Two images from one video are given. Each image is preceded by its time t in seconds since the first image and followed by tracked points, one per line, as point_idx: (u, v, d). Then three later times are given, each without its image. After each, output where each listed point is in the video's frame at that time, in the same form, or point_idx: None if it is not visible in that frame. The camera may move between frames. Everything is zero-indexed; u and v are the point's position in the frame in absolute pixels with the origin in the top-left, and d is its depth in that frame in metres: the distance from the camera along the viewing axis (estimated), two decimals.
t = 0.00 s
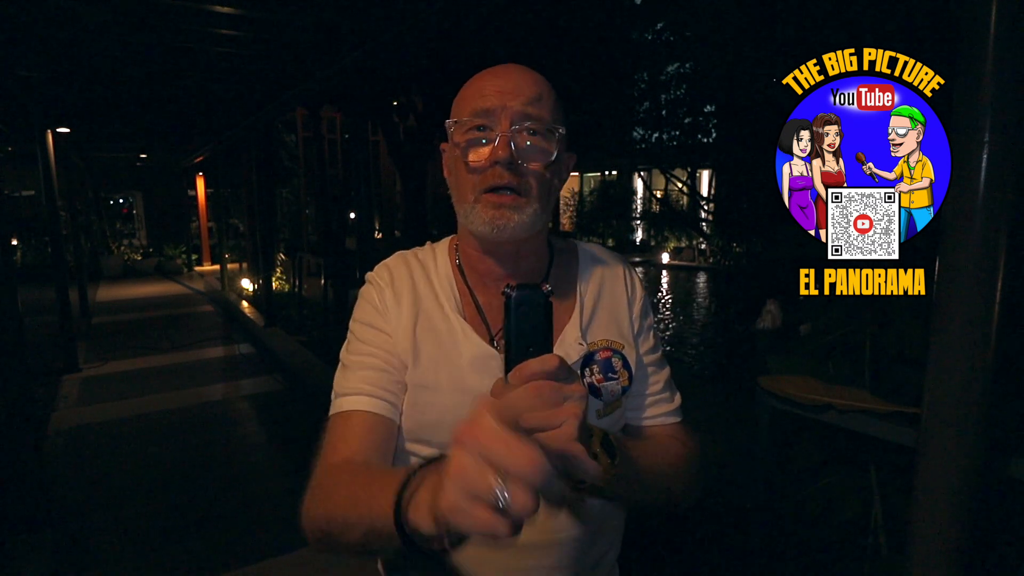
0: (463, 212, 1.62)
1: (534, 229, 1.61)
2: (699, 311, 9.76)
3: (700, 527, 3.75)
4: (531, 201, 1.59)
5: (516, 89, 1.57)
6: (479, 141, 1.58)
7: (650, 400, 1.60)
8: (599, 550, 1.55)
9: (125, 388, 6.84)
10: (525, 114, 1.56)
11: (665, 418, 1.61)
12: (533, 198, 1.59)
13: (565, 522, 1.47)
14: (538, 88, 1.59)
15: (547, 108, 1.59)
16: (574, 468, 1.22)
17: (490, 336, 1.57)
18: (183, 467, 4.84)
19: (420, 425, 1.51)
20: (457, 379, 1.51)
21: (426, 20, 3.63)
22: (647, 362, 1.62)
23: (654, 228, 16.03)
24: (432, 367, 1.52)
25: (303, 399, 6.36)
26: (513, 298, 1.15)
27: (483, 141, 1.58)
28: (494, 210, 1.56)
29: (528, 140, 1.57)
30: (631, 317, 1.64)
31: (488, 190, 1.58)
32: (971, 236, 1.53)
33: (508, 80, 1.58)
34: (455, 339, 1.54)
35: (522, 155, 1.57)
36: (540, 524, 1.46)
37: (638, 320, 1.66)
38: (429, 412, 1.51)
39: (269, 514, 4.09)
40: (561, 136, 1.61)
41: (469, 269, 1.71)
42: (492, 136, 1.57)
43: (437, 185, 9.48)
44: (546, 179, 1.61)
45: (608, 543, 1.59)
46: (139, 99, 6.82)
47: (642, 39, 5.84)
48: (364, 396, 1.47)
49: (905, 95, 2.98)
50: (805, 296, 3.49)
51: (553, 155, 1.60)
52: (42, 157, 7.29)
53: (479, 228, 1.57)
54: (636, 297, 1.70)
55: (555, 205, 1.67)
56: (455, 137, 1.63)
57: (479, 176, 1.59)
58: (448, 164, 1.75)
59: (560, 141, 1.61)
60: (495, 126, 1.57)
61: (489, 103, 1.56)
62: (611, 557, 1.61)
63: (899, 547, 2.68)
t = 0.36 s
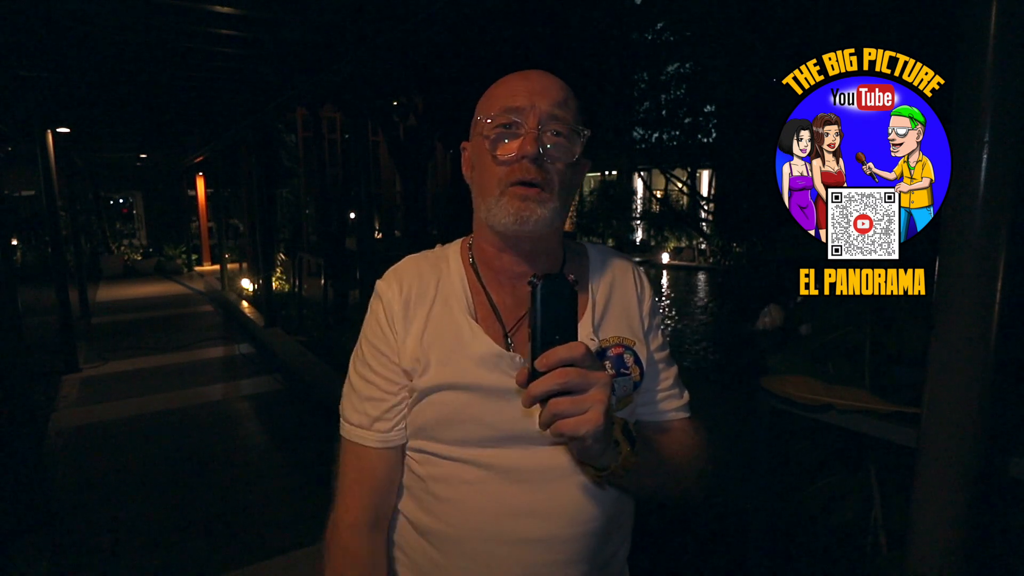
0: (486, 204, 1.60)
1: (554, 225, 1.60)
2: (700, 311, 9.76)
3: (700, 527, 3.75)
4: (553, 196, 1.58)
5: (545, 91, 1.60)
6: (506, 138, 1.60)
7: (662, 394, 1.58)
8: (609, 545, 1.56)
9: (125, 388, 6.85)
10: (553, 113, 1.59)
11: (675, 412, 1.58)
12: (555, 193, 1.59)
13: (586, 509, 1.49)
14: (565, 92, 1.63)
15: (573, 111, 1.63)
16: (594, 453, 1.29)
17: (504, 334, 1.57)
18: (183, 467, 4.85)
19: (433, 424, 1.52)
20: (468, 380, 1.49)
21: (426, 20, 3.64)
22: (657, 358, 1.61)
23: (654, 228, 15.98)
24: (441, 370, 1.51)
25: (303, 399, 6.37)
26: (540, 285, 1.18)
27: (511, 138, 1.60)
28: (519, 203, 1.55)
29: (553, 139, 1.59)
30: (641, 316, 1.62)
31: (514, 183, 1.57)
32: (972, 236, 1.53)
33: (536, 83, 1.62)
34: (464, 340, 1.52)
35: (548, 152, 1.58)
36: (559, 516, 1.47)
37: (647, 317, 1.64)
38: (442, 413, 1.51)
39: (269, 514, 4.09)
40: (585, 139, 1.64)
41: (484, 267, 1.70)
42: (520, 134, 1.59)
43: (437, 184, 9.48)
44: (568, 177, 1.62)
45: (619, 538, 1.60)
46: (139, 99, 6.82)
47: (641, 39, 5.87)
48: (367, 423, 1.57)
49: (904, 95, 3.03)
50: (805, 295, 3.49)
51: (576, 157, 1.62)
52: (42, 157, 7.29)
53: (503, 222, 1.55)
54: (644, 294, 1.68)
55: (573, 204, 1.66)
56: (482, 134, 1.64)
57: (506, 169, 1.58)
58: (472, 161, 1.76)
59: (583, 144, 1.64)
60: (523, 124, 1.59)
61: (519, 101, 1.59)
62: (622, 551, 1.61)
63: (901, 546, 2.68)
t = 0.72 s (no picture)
0: (481, 205, 1.60)
1: (552, 220, 1.58)
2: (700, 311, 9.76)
3: (700, 526, 3.75)
4: (551, 191, 1.55)
5: (529, 88, 1.60)
6: (496, 138, 1.61)
7: (664, 396, 1.58)
8: (615, 545, 1.54)
9: (125, 388, 6.85)
10: (539, 108, 1.58)
11: (680, 412, 1.58)
12: (553, 188, 1.56)
13: (587, 512, 1.47)
14: (550, 86, 1.63)
15: (561, 104, 1.62)
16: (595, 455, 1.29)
17: (502, 335, 1.56)
18: (183, 467, 4.85)
19: (432, 423, 1.53)
20: (467, 382, 1.49)
21: (426, 20, 3.64)
22: (661, 358, 1.59)
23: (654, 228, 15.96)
24: (439, 370, 1.52)
25: (304, 399, 6.36)
26: (539, 286, 1.18)
27: (500, 136, 1.60)
28: (513, 201, 1.54)
29: (542, 134, 1.58)
30: (645, 316, 1.61)
31: (506, 180, 1.55)
32: (971, 236, 1.53)
33: (522, 80, 1.62)
34: (460, 343, 1.52)
35: (538, 147, 1.57)
36: (560, 517, 1.46)
37: (651, 317, 1.63)
38: (440, 411, 1.52)
39: (269, 514, 4.09)
40: (576, 130, 1.61)
41: (483, 267, 1.70)
42: (508, 131, 1.59)
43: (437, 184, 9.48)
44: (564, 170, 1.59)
45: (624, 539, 1.57)
46: (139, 99, 6.82)
47: (641, 39, 5.84)
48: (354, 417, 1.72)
49: (904, 96, 3.04)
50: (804, 295, 3.48)
51: (568, 149, 1.60)
52: (42, 157, 7.30)
53: (499, 220, 1.54)
54: (648, 294, 1.67)
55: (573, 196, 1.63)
56: (472, 135, 1.65)
57: (497, 167, 1.58)
58: (463, 165, 1.76)
59: (574, 134, 1.61)
60: (510, 121, 1.59)
61: (503, 100, 1.60)
62: (627, 550, 1.59)
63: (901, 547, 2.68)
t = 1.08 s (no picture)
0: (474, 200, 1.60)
1: (544, 211, 1.57)
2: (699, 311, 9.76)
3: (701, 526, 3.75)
4: (541, 180, 1.55)
5: (517, 85, 1.63)
6: (487, 135, 1.62)
7: (661, 397, 1.57)
8: (612, 545, 1.53)
9: (125, 388, 6.85)
10: (527, 104, 1.60)
11: (679, 413, 1.58)
12: (542, 177, 1.56)
13: (574, 512, 1.46)
14: (538, 85, 1.64)
15: (549, 100, 1.63)
16: (575, 453, 1.28)
17: (500, 331, 1.56)
18: (183, 467, 4.84)
19: (432, 420, 1.53)
20: (467, 377, 1.50)
21: (426, 19, 3.63)
22: (659, 358, 1.59)
23: (654, 228, 15.96)
24: (440, 367, 1.53)
25: (304, 399, 6.36)
26: (519, 287, 1.19)
27: (492, 133, 1.61)
28: (504, 190, 1.53)
29: (532, 129, 1.59)
30: (644, 315, 1.61)
31: (498, 172, 1.56)
32: (970, 237, 1.53)
33: (511, 81, 1.65)
34: (462, 340, 1.53)
35: (528, 140, 1.58)
36: (553, 516, 1.45)
37: (651, 315, 1.63)
38: (440, 408, 1.52)
39: (269, 514, 4.08)
40: (564, 123, 1.63)
41: (483, 265, 1.70)
42: (498, 127, 1.61)
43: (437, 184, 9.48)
44: (555, 161, 1.59)
45: (621, 539, 1.56)
46: (139, 99, 6.82)
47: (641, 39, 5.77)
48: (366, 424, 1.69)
49: (904, 95, 3.05)
50: (804, 295, 3.48)
51: (558, 142, 1.61)
52: (42, 156, 7.28)
53: (491, 210, 1.53)
54: (649, 292, 1.67)
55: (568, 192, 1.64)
56: (465, 135, 1.67)
57: (488, 162, 1.59)
58: (459, 168, 1.77)
59: (563, 127, 1.63)
60: (501, 116, 1.61)
61: (494, 98, 1.62)
62: (624, 552, 1.58)
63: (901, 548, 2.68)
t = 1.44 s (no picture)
0: (483, 201, 1.60)
1: (553, 211, 1.58)
2: (699, 311, 9.76)
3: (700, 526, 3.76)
4: (551, 181, 1.56)
5: (524, 86, 1.63)
6: (494, 136, 1.62)
7: (666, 396, 1.58)
8: (616, 544, 1.55)
9: (125, 388, 6.85)
10: (535, 105, 1.60)
11: (680, 413, 1.58)
12: (552, 178, 1.56)
13: (584, 508, 1.47)
14: (546, 85, 1.65)
15: (557, 100, 1.63)
16: (591, 451, 1.27)
17: (509, 330, 1.56)
18: (183, 467, 4.84)
19: (440, 421, 1.52)
20: (477, 376, 1.49)
21: (426, 20, 3.64)
22: (663, 359, 1.60)
23: (654, 229, 15.93)
24: (449, 367, 1.52)
25: (304, 399, 6.37)
26: (539, 287, 1.18)
27: (500, 134, 1.61)
28: (514, 192, 1.53)
29: (541, 129, 1.59)
30: (647, 315, 1.62)
31: (507, 174, 1.56)
32: (971, 237, 1.54)
33: (518, 82, 1.65)
34: (472, 339, 1.53)
35: (537, 141, 1.58)
36: (559, 514, 1.46)
37: (654, 317, 1.65)
38: (450, 409, 1.51)
39: (268, 514, 4.09)
40: (571, 123, 1.63)
41: (489, 263, 1.70)
42: (506, 128, 1.60)
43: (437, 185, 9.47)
44: (563, 161, 1.60)
45: (624, 539, 1.58)
46: (139, 99, 6.82)
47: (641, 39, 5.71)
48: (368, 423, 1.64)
49: (904, 95, 3.06)
50: (805, 295, 3.49)
51: (566, 142, 1.62)
52: (42, 157, 7.30)
53: (502, 212, 1.53)
54: (651, 293, 1.68)
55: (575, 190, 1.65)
56: (472, 136, 1.66)
57: (497, 163, 1.58)
58: (466, 169, 1.77)
59: (570, 127, 1.63)
60: (509, 118, 1.60)
61: (502, 98, 1.62)
62: (626, 552, 1.59)
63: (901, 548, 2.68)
